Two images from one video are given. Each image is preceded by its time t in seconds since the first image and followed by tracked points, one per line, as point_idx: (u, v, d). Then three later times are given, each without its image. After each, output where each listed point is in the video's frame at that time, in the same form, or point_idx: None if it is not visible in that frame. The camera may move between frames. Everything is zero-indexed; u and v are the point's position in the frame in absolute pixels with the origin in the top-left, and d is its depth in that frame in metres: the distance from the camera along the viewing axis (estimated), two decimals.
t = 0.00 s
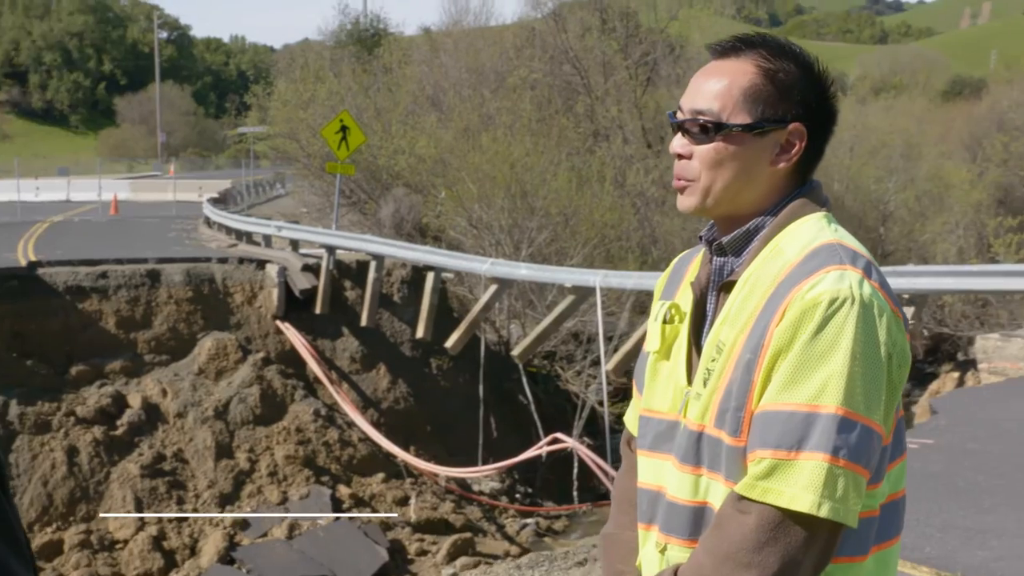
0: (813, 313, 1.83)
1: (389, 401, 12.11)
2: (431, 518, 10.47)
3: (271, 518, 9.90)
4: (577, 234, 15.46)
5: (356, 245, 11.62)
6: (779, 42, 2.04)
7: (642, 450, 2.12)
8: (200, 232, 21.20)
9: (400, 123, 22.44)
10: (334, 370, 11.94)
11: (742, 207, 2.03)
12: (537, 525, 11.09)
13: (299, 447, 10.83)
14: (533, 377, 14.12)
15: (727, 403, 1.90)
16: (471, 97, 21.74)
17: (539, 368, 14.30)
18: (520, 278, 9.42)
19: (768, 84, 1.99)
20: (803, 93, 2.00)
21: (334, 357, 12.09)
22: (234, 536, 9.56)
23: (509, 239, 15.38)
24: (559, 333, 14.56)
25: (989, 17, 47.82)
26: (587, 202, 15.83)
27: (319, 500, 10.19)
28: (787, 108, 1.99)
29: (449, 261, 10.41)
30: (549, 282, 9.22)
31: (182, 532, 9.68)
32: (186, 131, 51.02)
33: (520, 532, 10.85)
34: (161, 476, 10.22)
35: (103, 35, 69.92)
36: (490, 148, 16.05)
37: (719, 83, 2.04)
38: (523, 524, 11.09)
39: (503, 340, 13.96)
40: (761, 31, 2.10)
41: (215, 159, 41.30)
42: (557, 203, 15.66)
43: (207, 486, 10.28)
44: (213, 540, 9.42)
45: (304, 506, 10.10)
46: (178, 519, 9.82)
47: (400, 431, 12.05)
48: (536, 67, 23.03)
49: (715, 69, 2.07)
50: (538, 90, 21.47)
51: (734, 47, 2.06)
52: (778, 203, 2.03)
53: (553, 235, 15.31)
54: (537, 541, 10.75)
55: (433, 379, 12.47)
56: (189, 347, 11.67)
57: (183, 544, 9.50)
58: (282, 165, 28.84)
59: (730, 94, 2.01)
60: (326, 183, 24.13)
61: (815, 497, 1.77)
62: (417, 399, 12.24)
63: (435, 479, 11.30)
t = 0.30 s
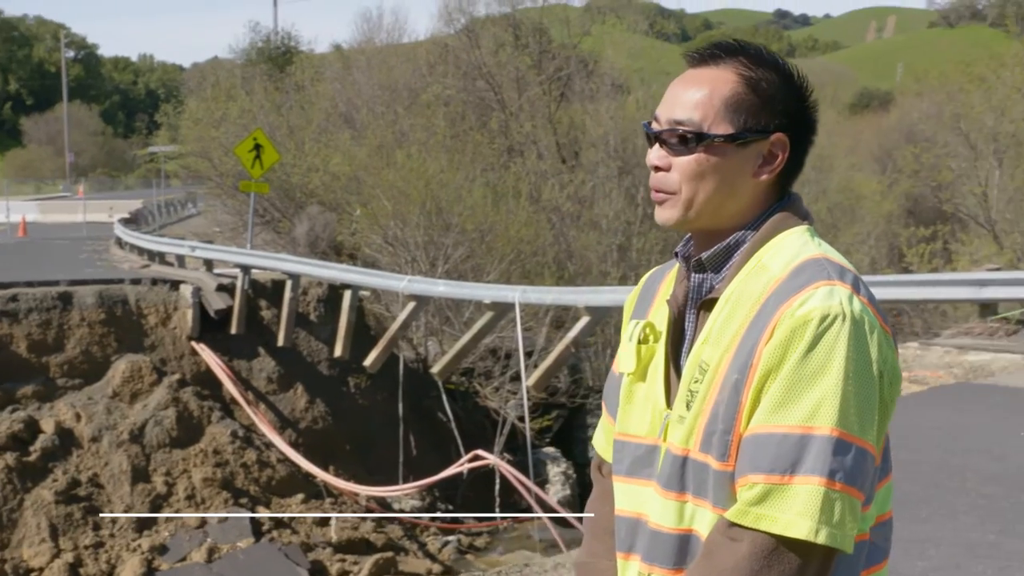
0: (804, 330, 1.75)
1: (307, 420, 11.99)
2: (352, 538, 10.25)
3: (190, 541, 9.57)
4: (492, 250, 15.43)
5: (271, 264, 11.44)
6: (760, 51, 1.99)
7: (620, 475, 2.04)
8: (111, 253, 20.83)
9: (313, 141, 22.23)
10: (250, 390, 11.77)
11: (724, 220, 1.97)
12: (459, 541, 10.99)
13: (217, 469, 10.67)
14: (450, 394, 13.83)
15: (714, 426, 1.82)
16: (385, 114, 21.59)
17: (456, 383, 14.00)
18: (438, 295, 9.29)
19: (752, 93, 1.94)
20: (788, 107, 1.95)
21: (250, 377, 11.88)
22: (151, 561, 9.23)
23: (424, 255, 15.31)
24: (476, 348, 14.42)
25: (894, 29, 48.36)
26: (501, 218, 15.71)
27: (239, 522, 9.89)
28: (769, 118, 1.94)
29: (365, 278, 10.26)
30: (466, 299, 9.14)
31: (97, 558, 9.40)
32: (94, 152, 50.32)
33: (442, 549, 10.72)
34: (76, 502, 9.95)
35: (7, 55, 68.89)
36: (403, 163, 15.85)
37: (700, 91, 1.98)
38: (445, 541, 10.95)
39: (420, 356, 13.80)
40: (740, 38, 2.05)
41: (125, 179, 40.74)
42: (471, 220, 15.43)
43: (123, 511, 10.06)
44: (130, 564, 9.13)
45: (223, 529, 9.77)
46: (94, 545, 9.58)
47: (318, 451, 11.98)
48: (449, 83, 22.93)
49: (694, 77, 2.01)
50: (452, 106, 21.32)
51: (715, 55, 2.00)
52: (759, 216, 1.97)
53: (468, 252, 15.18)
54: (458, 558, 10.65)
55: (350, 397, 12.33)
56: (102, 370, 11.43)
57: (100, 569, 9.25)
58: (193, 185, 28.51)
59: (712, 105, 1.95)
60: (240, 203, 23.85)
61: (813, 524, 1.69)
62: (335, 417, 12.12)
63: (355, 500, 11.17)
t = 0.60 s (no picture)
0: (820, 336, 1.67)
1: (241, 428, 11.64)
2: (289, 545, 9.84)
3: (123, 554, 9.12)
4: (425, 253, 15.18)
5: (203, 270, 11.09)
6: (762, 45, 1.93)
7: (618, 489, 1.95)
8: (36, 261, 20.40)
9: (242, 145, 21.92)
10: (183, 399, 11.42)
11: (728, 222, 1.90)
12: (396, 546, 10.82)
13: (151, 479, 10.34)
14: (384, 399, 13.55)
15: (724, 438, 1.74)
16: (314, 118, 21.33)
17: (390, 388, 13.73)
18: (372, 299, 9.14)
19: (756, 91, 1.88)
20: (794, 103, 1.90)
21: (183, 385, 11.53)
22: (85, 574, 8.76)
23: (356, 259, 14.87)
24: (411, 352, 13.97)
25: (818, 28, 48.67)
26: (434, 220, 15.49)
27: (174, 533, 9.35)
28: (774, 114, 1.87)
29: (298, 283, 10.11)
30: (403, 302, 8.97)
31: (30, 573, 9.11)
32: (18, 158, 49.53)
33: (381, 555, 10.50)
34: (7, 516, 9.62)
35: None
36: (333, 166, 15.64)
37: (702, 88, 1.91)
38: (383, 546, 10.73)
39: (354, 361, 13.56)
40: (738, 33, 1.99)
41: (50, 186, 40.08)
42: (404, 223, 15.12)
43: (56, 524, 9.72)
44: None
45: (159, 541, 9.25)
46: (26, 559, 9.28)
47: (253, 459, 11.65)
48: (378, 85, 22.71)
49: (691, 73, 1.95)
50: (381, 108, 21.13)
51: (714, 50, 1.94)
52: (764, 217, 1.91)
53: (401, 254, 14.93)
54: (396, 563, 10.50)
55: (283, 403, 12.00)
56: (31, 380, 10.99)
57: None
58: (120, 192, 28.05)
59: (717, 102, 1.88)
60: (168, 209, 23.47)
61: (836, 538, 1.62)
62: (269, 424, 11.78)
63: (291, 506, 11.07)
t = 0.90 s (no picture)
0: (817, 344, 1.62)
1: (180, 437, 11.47)
2: (231, 555, 9.42)
3: (62, 567, 8.82)
4: (364, 260, 15.10)
5: (138, 279, 10.87)
6: (748, 44, 1.88)
7: (602, 505, 1.89)
8: None
9: (177, 153, 21.64)
10: (121, 409, 11.18)
11: (714, 228, 1.84)
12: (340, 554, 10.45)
13: (89, 489, 9.90)
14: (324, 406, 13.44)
15: (718, 450, 1.68)
16: (250, 124, 21.10)
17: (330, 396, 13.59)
18: (311, 307, 8.98)
19: (742, 92, 1.83)
20: (786, 107, 1.84)
21: (121, 396, 11.31)
22: None
23: (294, 266, 14.69)
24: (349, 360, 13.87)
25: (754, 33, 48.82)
26: (371, 227, 15.36)
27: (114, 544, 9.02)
28: (758, 116, 1.82)
29: (237, 291, 9.94)
30: (344, 308, 8.81)
31: None
32: None
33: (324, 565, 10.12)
34: None
35: None
36: (272, 173, 15.45)
37: (684, 90, 1.86)
38: (326, 555, 10.36)
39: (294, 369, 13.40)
40: (723, 33, 1.94)
41: None
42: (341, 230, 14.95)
43: None
44: None
45: (99, 552, 8.93)
46: None
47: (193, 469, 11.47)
48: (315, 92, 22.53)
49: (675, 74, 1.90)
50: (318, 115, 20.91)
51: (698, 50, 1.89)
52: (751, 226, 1.85)
53: (340, 261, 14.74)
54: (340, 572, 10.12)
55: (223, 412, 11.74)
56: None
57: None
58: (54, 201, 27.65)
59: (702, 104, 1.84)
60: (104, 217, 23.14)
61: (835, 553, 1.56)
62: (209, 433, 11.62)
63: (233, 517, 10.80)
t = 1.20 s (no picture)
0: (839, 341, 1.55)
1: (177, 423, 11.24)
2: (227, 543, 9.25)
3: (58, 552, 8.75)
4: (362, 248, 15.04)
5: (136, 265, 10.78)
6: (762, 26, 1.81)
7: (610, 505, 1.82)
8: None
9: (175, 138, 21.58)
10: (117, 394, 11.02)
11: (729, 218, 1.77)
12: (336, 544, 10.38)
13: (84, 475, 9.81)
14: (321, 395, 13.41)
15: (733, 450, 1.61)
16: (249, 111, 21.03)
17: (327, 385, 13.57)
18: (308, 295, 8.89)
19: (754, 78, 1.75)
20: (804, 91, 1.77)
21: (117, 380, 11.15)
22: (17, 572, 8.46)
23: (291, 253, 14.59)
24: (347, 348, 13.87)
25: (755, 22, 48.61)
26: (369, 214, 15.29)
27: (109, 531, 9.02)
28: (773, 100, 1.75)
29: (233, 278, 9.86)
30: (340, 296, 8.77)
31: None
32: None
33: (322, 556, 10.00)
34: None
35: None
36: (269, 160, 15.35)
37: (697, 73, 1.79)
38: (322, 543, 10.30)
39: (291, 357, 13.35)
40: (737, 13, 1.87)
41: None
42: (339, 217, 14.88)
43: None
44: None
45: (93, 538, 8.93)
46: None
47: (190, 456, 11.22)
48: (314, 79, 22.45)
49: (687, 57, 1.83)
50: (317, 101, 20.79)
51: (711, 33, 1.82)
52: (768, 216, 1.78)
53: (338, 248, 14.67)
54: (335, 560, 10.08)
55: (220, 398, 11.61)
56: None
57: None
58: (51, 185, 27.60)
59: (716, 90, 1.77)
60: (101, 202, 23.08)
61: (856, 561, 1.49)
62: (205, 419, 11.42)
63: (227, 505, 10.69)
